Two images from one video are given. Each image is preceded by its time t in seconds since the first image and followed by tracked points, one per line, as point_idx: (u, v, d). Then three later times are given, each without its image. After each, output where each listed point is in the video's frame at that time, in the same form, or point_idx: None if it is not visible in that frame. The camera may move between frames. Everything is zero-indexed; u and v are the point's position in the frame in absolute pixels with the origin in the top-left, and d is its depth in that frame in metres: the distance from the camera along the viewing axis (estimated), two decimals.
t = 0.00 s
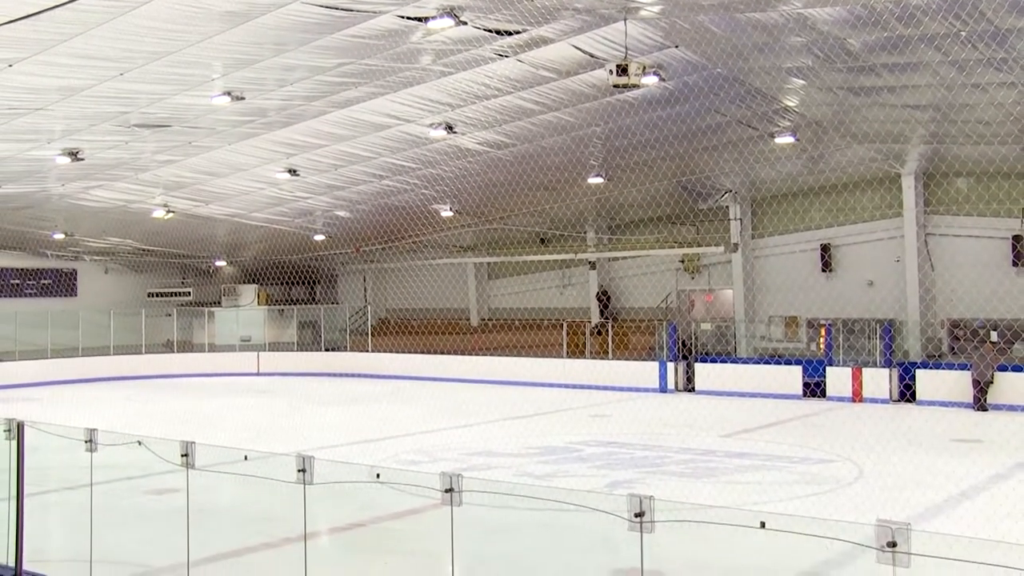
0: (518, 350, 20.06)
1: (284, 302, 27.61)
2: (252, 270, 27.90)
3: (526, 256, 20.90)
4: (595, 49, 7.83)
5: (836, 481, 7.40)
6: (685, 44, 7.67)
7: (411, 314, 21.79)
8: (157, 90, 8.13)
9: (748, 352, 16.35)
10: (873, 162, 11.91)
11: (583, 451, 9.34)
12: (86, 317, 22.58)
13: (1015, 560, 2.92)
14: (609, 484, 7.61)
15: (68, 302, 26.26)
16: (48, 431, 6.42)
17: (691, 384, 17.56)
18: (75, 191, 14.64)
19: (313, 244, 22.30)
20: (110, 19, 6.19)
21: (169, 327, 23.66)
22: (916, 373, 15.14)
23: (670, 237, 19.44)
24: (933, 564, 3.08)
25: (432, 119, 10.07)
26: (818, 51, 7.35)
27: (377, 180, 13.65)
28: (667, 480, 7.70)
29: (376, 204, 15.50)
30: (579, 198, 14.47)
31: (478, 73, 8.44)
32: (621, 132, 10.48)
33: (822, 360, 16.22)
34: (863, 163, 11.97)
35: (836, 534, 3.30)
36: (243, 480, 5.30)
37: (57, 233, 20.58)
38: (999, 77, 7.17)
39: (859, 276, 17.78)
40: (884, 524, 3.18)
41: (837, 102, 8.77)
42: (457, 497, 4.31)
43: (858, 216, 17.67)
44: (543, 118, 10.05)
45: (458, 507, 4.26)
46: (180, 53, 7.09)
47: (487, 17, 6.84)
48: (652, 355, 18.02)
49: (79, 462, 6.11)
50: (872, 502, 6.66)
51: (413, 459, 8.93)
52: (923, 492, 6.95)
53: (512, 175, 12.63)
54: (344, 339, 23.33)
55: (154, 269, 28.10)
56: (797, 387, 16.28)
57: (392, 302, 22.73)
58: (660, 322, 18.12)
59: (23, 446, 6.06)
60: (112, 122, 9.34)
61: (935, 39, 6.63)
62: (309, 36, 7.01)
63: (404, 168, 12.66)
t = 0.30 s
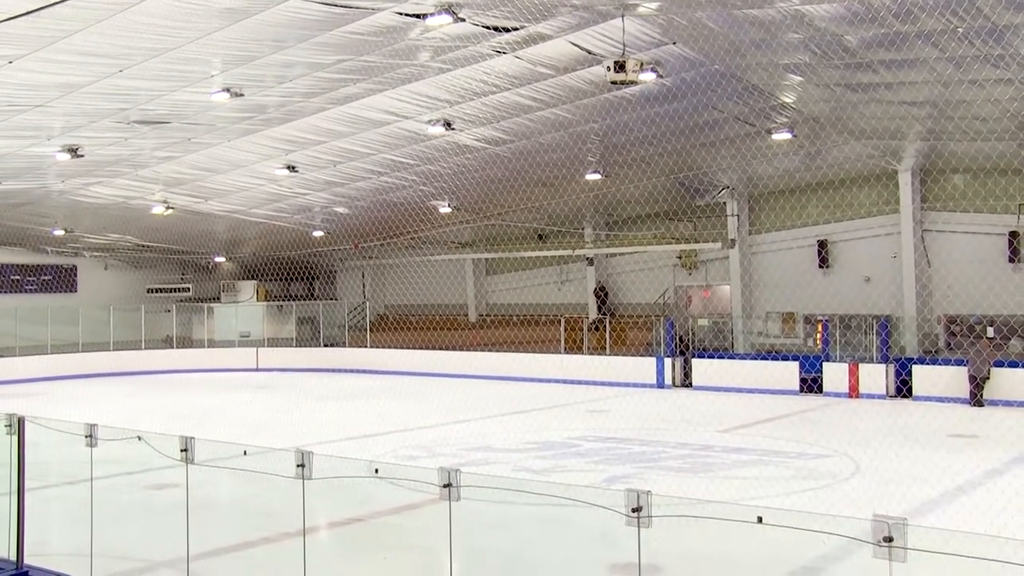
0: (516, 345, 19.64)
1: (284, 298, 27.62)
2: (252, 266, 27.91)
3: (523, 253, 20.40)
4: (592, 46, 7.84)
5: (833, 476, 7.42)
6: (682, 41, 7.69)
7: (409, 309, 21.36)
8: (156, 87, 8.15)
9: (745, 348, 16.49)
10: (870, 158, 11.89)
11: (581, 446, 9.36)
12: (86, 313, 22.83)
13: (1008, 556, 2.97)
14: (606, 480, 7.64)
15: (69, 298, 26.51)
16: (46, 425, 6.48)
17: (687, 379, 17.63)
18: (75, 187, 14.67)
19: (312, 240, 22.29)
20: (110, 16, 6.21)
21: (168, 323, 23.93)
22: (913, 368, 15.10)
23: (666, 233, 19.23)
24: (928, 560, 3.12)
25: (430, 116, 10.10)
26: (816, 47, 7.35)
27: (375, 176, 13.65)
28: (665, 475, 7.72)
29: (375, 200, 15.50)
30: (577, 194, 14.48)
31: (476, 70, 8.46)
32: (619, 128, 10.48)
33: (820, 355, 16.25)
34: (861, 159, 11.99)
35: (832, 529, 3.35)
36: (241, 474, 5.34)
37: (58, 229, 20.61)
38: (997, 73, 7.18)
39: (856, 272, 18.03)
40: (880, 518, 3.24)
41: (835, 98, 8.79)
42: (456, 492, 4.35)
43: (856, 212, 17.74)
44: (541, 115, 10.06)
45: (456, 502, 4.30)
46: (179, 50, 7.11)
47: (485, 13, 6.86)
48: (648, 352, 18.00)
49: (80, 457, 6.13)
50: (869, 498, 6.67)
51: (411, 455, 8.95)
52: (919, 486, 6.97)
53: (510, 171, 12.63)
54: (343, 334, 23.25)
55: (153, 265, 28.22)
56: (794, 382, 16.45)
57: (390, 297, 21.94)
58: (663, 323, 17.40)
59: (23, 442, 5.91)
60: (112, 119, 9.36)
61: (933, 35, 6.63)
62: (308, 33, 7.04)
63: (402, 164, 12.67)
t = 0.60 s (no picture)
0: (519, 341, 19.80)
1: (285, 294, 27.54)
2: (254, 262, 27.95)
3: (525, 248, 21.17)
4: (593, 42, 7.86)
5: (833, 471, 7.43)
6: (683, 37, 7.69)
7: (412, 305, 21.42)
8: (159, 83, 8.18)
9: (745, 343, 16.63)
10: (871, 154, 11.87)
11: (582, 441, 9.38)
12: (88, 308, 22.76)
13: (1010, 549, 2.97)
14: (607, 475, 7.65)
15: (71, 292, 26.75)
16: (51, 421, 6.45)
17: (688, 375, 17.65)
18: (78, 183, 14.72)
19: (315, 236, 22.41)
20: (112, 13, 6.24)
21: (172, 319, 24.02)
22: (913, 364, 15.07)
23: (667, 228, 19.24)
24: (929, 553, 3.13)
25: (431, 112, 10.13)
26: (816, 43, 7.37)
27: (377, 172, 13.67)
28: (665, 470, 7.73)
29: (376, 196, 15.54)
30: (578, 190, 14.47)
31: (477, 66, 8.48)
32: (620, 124, 10.50)
33: (820, 351, 16.29)
34: (862, 155, 11.98)
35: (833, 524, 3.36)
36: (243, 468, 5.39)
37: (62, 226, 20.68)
38: (998, 69, 7.18)
39: (857, 267, 17.85)
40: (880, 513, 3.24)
41: (835, 94, 8.79)
42: (456, 487, 4.39)
43: (856, 208, 17.68)
44: (542, 111, 10.07)
45: (456, 496, 4.34)
46: (182, 47, 7.14)
47: (486, 10, 6.88)
48: (650, 347, 18.19)
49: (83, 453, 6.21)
50: (870, 492, 6.68)
51: (412, 449, 8.98)
52: (920, 482, 6.98)
53: (511, 167, 12.64)
54: (344, 330, 23.32)
55: (156, 260, 28.40)
56: (794, 377, 16.36)
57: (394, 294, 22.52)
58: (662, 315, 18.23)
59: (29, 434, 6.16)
60: (115, 115, 9.40)
61: (934, 31, 6.64)
62: (309, 29, 7.06)
63: (403, 160, 12.69)
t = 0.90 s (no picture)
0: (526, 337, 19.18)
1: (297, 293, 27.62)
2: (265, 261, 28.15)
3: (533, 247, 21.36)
4: (599, 45, 7.97)
5: (835, 467, 7.52)
6: (687, 39, 7.79)
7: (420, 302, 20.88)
8: (173, 86, 8.30)
9: (750, 341, 17.12)
10: (873, 154, 11.93)
11: (588, 438, 9.49)
12: (104, 307, 23.02)
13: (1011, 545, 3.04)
14: (613, 470, 7.74)
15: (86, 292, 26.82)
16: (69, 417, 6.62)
17: (693, 372, 17.69)
18: (92, 184, 14.87)
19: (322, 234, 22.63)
20: (126, 17, 6.36)
21: (184, 317, 24.12)
22: (914, 361, 15.17)
23: (672, 228, 19.74)
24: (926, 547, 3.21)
25: (439, 113, 10.24)
26: (818, 45, 7.45)
27: (386, 173, 13.78)
28: (670, 467, 7.83)
29: (385, 197, 15.67)
30: (584, 190, 14.55)
31: (484, 68, 8.58)
32: (626, 125, 10.56)
33: (823, 348, 16.32)
34: (864, 155, 12.04)
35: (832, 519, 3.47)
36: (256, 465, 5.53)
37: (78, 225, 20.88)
38: (999, 70, 7.26)
39: (859, 266, 17.97)
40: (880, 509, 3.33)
41: (838, 95, 8.87)
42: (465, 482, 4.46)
43: (858, 208, 17.76)
44: (548, 112, 10.16)
45: (464, 492, 4.42)
46: (194, 50, 7.26)
47: (494, 12, 6.97)
48: (654, 345, 18.20)
49: (101, 449, 6.30)
50: (872, 489, 6.76)
51: (421, 445, 9.10)
52: (922, 478, 7.05)
53: (518, 167, 12.74)
54: (355, 328, 23.67)
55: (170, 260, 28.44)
56: (797, 375, 16.43)
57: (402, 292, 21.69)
58: (668, 316, 17.86)
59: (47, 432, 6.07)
60: (129, 117, 9.53)
61: (935, 33, 6.72)
62: (319, 32, 7.16)
63: (411, 160, 12.79)
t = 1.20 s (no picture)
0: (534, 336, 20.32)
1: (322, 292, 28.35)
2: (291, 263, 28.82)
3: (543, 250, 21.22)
4: (605, 58, 8.36)
5: (826, 457, 7.93)
6: (687, 52, 8.17)
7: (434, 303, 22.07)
8: (202, 98, 8.72)
9: (746, 338, 17.29)
10: (863, 161, 12.34)
11: (593, 429, 9.91)
12: (139, 306, 24.08)
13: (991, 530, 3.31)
14: (617, 459, 8.15)
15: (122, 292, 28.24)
16: (105, 409, 7.02)
17: (693, 367, 18.05)
18: (128, 191, 15.39)
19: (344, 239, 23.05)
20: (160, 34, 6.80)
21: (213, 315, 24.97)
22: (902, 357, 15.55)
23: (674, 232, 19.74)
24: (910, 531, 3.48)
25: (453, 123, 10.63)
26: (811, 59, 7.83)
27: (402, 179, 14.17)
28: (673, 457, 8.21)
29: (401, 202, 16.10)
30: (591, 195, 14.95)
31: (496, 80, 8.98)
32: (630, 133, 10.99)
33: (816, 344, 16.66)
34: (854, 162, 12.43)
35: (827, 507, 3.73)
36: (281, 455, 5.91)
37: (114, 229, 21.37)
38: (980, 83, 7.65)
39: (850, 267, 18.42)
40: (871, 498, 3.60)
41: (829, 105, 9.24)
42: (477, 471, 4.88)
43: (849, 212, 18.02)
44: (555, 122, 10.57)
45: (477, 479, 4.83)
46: (221, 64, 7.68)
47: (504, 28, 7.38)
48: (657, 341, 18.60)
49: (134, 438, 6.74)
50: (859, 477, 7.16)
51: (435, 436, 9.54)
52: (907, 467, 7.45)
53: (527, 174, 13.14)
54: (373, 327, 24.10)
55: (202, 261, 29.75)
56: (792, 370, 16.87)
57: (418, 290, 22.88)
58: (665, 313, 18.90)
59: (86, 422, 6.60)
60: (161, 128, 9.95)
61: (920, 48, 7.12)
62: (339, 47, 7.58)
63: (427, 167, 13.19)
